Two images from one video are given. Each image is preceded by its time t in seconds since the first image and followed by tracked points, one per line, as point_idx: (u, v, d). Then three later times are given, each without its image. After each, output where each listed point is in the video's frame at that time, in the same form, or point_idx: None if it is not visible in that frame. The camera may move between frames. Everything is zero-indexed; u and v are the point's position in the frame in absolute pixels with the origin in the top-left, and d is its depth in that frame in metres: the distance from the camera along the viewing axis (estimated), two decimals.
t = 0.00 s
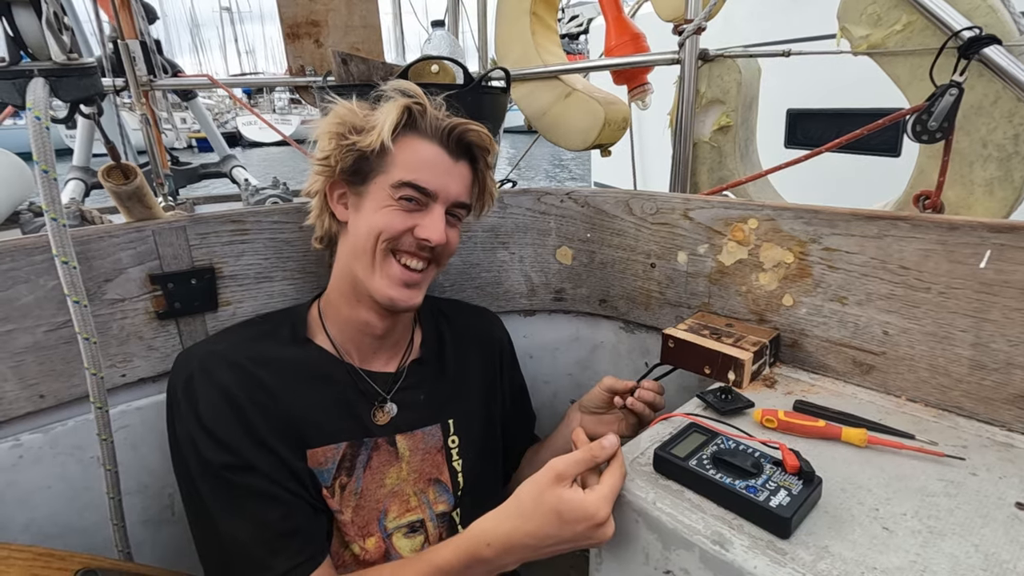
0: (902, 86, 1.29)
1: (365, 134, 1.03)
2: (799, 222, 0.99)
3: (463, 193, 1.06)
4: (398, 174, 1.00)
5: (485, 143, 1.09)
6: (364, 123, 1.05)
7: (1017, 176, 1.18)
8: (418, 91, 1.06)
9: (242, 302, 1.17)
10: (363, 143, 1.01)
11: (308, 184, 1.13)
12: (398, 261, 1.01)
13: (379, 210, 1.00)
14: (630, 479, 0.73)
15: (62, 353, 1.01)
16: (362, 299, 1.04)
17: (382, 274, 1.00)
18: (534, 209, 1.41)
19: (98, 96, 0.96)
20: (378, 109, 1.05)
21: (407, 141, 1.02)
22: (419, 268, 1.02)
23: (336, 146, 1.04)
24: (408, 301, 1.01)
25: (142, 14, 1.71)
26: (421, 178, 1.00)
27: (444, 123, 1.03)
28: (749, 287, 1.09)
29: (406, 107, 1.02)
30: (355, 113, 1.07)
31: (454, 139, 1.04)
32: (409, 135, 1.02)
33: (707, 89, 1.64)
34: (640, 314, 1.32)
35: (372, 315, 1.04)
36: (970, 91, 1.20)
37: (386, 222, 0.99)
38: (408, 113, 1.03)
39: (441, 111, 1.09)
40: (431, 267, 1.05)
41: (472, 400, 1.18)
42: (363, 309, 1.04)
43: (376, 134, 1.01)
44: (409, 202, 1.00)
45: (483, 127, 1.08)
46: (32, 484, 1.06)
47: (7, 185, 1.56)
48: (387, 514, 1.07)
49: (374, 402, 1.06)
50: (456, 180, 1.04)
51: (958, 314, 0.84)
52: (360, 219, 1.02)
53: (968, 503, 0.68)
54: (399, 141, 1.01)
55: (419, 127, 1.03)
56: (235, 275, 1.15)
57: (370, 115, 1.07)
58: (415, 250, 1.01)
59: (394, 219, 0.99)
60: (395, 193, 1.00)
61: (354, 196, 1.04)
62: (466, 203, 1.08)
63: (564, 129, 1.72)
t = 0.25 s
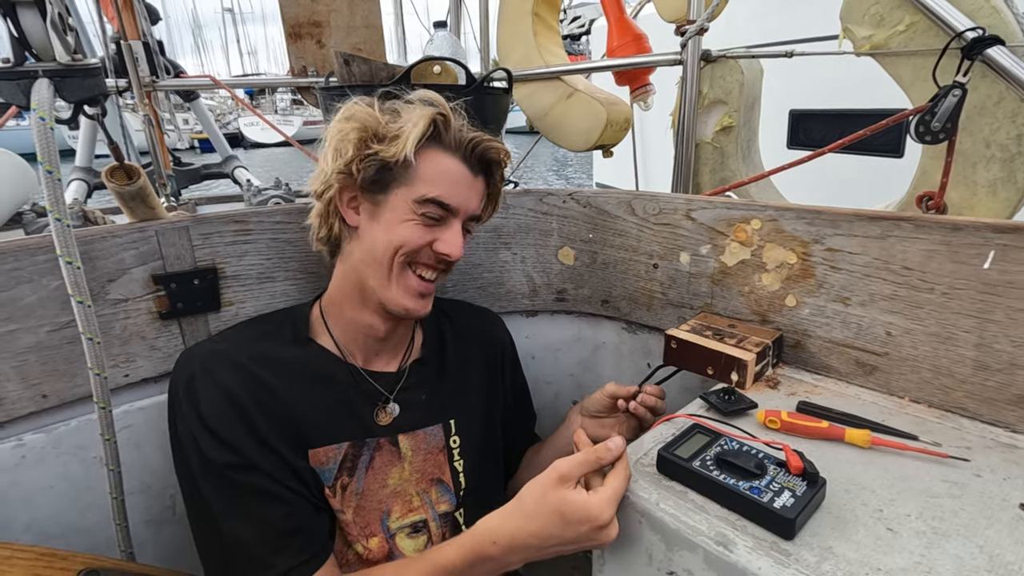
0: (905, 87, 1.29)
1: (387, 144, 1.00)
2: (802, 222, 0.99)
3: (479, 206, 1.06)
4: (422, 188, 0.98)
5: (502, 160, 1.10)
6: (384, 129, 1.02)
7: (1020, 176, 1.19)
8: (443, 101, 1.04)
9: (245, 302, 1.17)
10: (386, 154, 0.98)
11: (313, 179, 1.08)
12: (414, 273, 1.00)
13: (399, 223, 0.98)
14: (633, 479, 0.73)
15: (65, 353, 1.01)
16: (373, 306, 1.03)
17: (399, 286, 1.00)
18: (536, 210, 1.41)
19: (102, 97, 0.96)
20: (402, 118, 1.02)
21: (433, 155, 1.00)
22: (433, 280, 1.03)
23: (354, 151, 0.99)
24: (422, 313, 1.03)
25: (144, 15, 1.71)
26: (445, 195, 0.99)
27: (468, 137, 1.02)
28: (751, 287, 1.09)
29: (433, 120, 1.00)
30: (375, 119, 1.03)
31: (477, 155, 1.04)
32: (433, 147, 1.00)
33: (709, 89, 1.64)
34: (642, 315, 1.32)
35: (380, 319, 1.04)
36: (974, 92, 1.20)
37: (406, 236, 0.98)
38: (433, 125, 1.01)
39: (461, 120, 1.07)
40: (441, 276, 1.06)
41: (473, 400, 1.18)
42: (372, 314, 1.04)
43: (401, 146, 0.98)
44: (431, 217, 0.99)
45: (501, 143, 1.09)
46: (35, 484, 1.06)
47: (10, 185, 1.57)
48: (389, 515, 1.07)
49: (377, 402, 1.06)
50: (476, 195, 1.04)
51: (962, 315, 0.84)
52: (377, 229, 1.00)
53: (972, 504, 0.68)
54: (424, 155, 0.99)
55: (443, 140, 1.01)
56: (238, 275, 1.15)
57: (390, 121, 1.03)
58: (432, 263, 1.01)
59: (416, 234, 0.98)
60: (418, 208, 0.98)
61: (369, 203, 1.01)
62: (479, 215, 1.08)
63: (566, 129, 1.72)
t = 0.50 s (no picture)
0: (908, 87, 1.29)
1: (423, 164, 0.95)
2: (806, 223, 0.99)
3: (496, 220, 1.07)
4: (455, 212, 0.96)
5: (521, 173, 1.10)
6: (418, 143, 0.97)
7: None
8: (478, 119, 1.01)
9: (248, 302, 1.17)
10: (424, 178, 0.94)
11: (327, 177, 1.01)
12: (436, 288, 1.01)
13: (430, 244, 0.96)
14: (637, 480, 0.73)
15: (69, 353, 1.01)
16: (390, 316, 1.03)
17: (420, 300, 1.00)
18: (539, 210, 1.40)
19: (105, 97, 0.96)
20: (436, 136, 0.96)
21: (468, 177, 0.97)
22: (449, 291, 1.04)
23: (388, 169, 0.93)
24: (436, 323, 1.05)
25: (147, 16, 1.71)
26: (475, 217, 0.98)
27: (499, 158, 1.01)
28: (755, 288, 1.08)
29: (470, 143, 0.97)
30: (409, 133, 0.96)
31: (503, 173, 1.03)
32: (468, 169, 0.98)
33: (713, 90, 1.66)
34: (645, 315, 1.32)
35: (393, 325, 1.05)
36: (978, 92, 1.20)
37: (436, 258, 0.96)
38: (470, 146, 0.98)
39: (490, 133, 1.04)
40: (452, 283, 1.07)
41: (476, 401, 1.18)
42: (385, 320, 1.04)
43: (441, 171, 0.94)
44: (460, 238, 0.98)
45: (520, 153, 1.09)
46: (38, 484, 1.06)
47: (14, 186, 1.57)
48: (393, 516, 1.07)
49: (380, 402, 1.06)
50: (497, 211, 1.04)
51: (967, 316, 0.84)
52: (404, 245, 0.97)
53: (977, 505, 0.68)
54: (462, 179, 0.96)
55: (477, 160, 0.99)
56: (241, 276, 1.15)
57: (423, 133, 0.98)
58: (453, 279, 1.01)
59: (445, 256, 0.97)
60: (449, 230, 0.96)
61: (396, 219, 0.96)
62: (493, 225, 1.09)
63: (569, 130, 1.71)
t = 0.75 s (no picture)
0: (906, 90, 1.29)
1: (411, 160, 0.95)
2: (804, 226, 0.99)
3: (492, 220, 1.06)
4: (445, 208, 0.96)
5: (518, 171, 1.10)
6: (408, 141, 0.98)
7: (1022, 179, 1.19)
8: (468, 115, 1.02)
9: (248, 305, 1.17)
10: (411, 173, 0.94)
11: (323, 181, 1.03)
12: (431, 289, 1.00)
13: (421, 243, 0.96)
14: (634, 482, 0.73)
15: (70, 356, 1.02)
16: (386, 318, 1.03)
17: (414, 301, 1.00)
18: (538, 212, 1.41)
19: (106, 102, 0.96)
20: (424, 132, 0.97)
21: (458, 173, 0.97)
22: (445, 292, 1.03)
23: (377, 166, 0.94)
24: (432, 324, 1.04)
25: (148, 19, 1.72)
26: (466, 214, 0.98)
27: (491, 154, 1.01)
28: (752, 290, 1.09)
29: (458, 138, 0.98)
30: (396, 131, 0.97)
31: (494, 169, 1.03)
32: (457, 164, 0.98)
33: (711, 92, 1.65)
34: (644, 317, 1.32)
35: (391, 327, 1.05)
36: (975, 95, 1.20)
37: (429, 257, 0.96)
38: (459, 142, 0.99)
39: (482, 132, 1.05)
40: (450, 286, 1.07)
41: (476, 403, 1.18)
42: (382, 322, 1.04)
43: (429, 166, 0.95)
44: (452, 236, 0.98)
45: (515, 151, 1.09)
46: (39, 486, 1.06)
47: (15, 188, 1.58)
48: (392, 517, 1.07)
49: (380, 403, 1.06)
50: (493, 210, 1.03)
51: (964, 319, 0.84)
52: (396, 243, 0.97)
53: (973, 508, 0.68)
54: (451, 175, 0.96)
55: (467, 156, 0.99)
56: (241, 278, 1.15)
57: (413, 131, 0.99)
58: (448, 279, 1.01)
59: (436, 253, 0.97)
60: (440, 228, 0.96)
61: (387, 218, 0.97)
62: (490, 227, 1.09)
63: (568, 132, 1.72)
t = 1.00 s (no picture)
0: (905, 90, 1.29)
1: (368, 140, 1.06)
2: (802, 226, 0.99)
3: (467, 201, 1.06)
4: (397, 180, 1.01)
5: (490, 149, 1.10)
6: (370, 129, 1.07)
7: (1021, 179, 1.19)
8: (425, 97, 1.08)
9: (247, 306, 1.18)
10: (364, 150, 1.04)
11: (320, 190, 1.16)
12: (396, 266, 1.01)
13: (379, 215, 1.01)
14: (632, 482, 0.73)
15: (69, 356, 1.02)
16: (363, 301, 1.05)
17: (381, 280, 1.01)
18: (537, 213, 1.41)
19: (105, 102, 0.96)
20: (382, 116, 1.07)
21: (406, 146, 1.03)
22: (419, 275, 1.02)
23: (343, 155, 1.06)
24: (408, 308, 1.02)
25: (147, 19, 1.72)
26: (420, 185, 1.00)
27: (447, 129, 1.04)
28: (751, 290, 1.09)
29: (407, 113, 1.04)
30: (363, 120, 1.10)
31: (456, 144, 1.05)
32: (411, 140, 1.04)
33: (710, 92, 1.65)
34: (643, 317, 1.32)
35: (372, 315, 1.06)
36: (974, 95, 1.20)
37: (386, 228, 1.00)
38: (410, 118, 1.04)
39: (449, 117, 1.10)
40: (434, 275, 1.05)
41: (477, 404, 1.18)
42: (366, 312, 1.06)
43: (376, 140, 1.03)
44: (409, 208, 1.00)
45: (488, 132, 1.09)
46: (39, 486, 1.06)
47: (15, 189, 1.58)
48: (392, 516, 1.07)
49: (380, 403, 1.06)
50: (458, 186, 1.03)
51: (962, 319, 0.84)
52: (364, 224, 1.03)
53: (971, 508, 0.68)
54: (398, 147, 1.03)
55: (421, 132, 1.04)
56: (240, 279, 1.15)
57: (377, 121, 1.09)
58: (413, 257, 1.01)
59: (392, 226, 1.00)
60: (394, 199, 1.01)
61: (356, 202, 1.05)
62: (470, 211, 1.07)
63: (567, 132, 1.72)
